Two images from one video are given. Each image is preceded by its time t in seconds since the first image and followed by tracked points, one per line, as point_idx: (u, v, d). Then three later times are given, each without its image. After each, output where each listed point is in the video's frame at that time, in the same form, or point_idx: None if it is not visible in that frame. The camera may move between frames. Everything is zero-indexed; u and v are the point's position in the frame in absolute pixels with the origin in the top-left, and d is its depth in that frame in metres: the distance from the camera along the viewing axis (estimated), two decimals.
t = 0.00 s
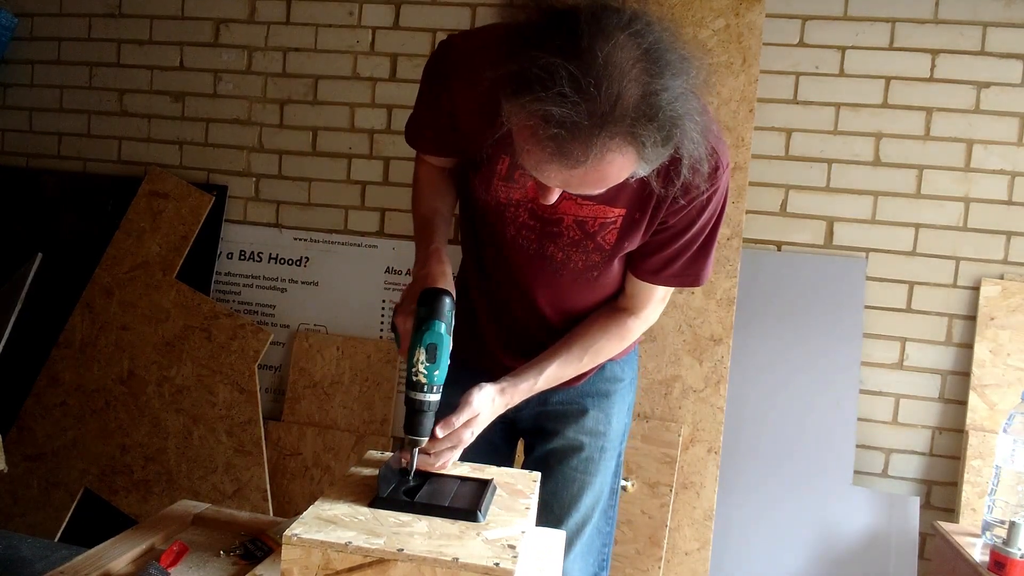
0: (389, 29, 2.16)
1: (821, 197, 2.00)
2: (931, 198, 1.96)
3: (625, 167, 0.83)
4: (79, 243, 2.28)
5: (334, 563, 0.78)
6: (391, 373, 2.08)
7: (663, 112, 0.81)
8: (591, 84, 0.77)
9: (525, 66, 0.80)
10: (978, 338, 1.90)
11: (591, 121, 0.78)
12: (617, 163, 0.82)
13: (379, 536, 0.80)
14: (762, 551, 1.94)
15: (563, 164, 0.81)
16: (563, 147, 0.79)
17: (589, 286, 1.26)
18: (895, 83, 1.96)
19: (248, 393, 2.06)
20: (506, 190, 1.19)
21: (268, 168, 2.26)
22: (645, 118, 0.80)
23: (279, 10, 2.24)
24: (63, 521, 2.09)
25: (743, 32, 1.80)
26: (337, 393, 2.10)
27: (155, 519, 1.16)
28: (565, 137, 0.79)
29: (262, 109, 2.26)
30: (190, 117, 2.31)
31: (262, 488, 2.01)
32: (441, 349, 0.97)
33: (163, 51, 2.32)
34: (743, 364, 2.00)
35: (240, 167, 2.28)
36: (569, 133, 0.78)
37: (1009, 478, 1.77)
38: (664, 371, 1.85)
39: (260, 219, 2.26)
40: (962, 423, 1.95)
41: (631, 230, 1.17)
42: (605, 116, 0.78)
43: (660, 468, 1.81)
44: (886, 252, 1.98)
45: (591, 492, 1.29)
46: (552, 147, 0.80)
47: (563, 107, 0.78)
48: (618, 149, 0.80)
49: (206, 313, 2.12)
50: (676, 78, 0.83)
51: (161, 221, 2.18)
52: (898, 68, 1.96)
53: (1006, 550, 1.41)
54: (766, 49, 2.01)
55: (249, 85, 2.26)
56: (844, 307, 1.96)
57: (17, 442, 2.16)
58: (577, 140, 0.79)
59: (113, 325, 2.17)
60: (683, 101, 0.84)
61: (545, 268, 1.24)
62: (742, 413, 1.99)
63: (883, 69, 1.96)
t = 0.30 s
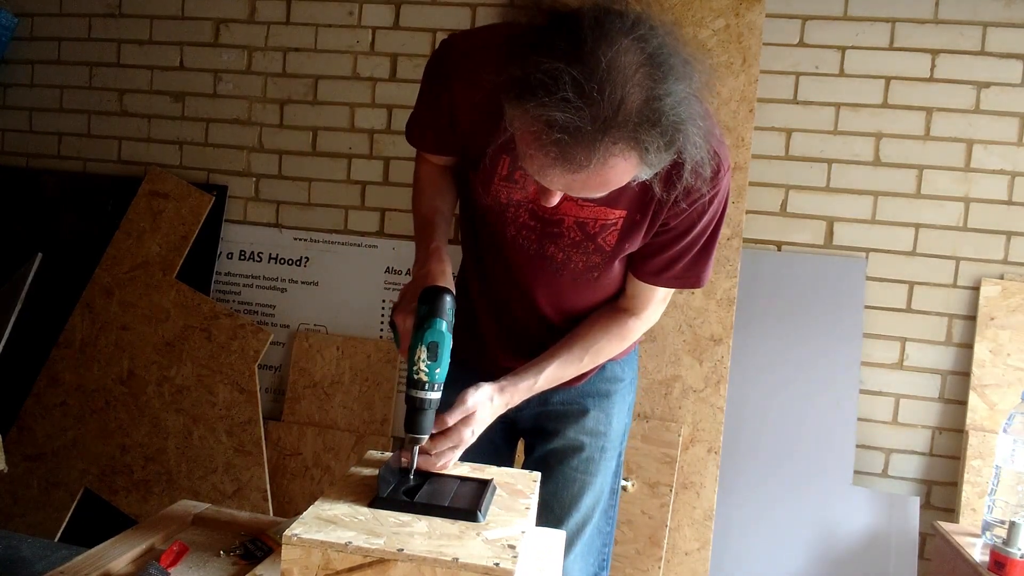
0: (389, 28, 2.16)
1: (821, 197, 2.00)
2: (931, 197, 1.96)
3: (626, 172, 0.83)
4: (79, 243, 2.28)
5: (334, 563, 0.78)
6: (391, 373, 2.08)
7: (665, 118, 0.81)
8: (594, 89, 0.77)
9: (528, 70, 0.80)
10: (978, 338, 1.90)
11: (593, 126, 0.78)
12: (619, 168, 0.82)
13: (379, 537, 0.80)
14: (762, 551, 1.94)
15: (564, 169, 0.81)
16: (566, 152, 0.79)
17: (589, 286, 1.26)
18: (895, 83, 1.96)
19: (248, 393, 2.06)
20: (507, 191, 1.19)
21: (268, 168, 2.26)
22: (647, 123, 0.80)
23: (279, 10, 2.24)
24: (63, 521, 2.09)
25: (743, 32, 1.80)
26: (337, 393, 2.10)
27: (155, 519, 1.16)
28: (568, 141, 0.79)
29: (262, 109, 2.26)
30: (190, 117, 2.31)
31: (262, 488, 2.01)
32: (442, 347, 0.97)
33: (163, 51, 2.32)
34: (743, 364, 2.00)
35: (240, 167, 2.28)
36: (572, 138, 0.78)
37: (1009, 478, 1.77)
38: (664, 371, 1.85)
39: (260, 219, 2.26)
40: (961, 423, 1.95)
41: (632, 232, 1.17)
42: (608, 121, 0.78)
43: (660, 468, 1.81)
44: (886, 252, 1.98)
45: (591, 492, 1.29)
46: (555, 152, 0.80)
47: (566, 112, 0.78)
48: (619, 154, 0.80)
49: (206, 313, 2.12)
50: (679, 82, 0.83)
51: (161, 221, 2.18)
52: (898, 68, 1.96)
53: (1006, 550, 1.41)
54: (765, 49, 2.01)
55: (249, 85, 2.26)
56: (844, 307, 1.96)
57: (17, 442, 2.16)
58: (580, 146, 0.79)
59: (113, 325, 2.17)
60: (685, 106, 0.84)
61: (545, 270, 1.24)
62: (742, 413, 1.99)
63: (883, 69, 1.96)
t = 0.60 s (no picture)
0: (389, 28, 2.16)
1: (821, 197, 2.00)
2: (930, 197, 1.96)
3: (622, 171, 0.83)
4: (79, 243, 2.28)
5: (334, 563, 0.78)
6: (391, 374, 2.08)
7: (661, 118, 0.81)
8: (589, 90, 0.77)
9: (524, 72, 0.80)
10: (977, 338, 1.90)
11: (588, 127, 0.78)
12: (614, 168, 0.82)
13: (379, 537, 0.80)
14: (762, 551, 1.94)
15: (560, 170, 0.81)
16: (562, 154, 0.80)
17: (588, 286, 1.26)
18: (895, 83, 1.96)
19: (248, 393, 2.06)
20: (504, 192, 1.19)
21: (268, 168, 2.26)
22: (642, 124, 0.80)
23: (279, 10, 2.24)
24: (63, 521, 2.08)
25: (743, 32, 1.80)
26: (337, 393, 2.10)
27: (155, 519, 1.16)
28: (563, 142, 0.79)
29: (262, 109, 2.26)
30: (190, 117, 2.31)
31: (262, 488, 2.01)
32: (441, 344, 0.97)
33: (163, 51, 2.32)
34: (743, 364, 2.00)
35: (240, 167, 2.28)
36: (567, 139, 0.78)
37: (1009, 478, 1.77)
38: (664, 371, 1.85)
39: (260, 219, 2.26)
40: (961, 423, 1.95)
41: (631, 232, 1.17)
42: (603, 122, 0.78)
43: (660, 468, 1.82)
44: (886, 252, 1.98)
45: (591, 492, 1.29)
46: (551, 153, 0.80)
47: (562, 114, 0.78)
48: (615, 154, 0.81)
49: (206, 313, 2.12)
50: (675, 82, 0.83)
51: (161, 221, 2.18)
52: (898, 68, 1.96)
53: (1006, 550, 1.41)
54: (765, 49, 2.01)
55: (249, 85, 2.26)
56: (844, 307, 1.96)
57: (16, 442, 2.16)
58: (575, 146, 0.79)
59: (113, 325, 2.17)
60: (681, 106, 0.84)
61: (544, 271, 1.24)
62: (742, 413, 1.99)
63: (883, 68, 1.96)
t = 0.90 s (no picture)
0: (389, 29, 2.16)
1: (821, 197, 2.00)
2: (931, 197, 1.96)
3: (611, 166, 0.84)
4: (79, 243, 2.28)
5: (334, 563, 0.78)
6: (392, 374, 2.08)
7: (649, 113, 0.81)
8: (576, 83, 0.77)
9: (512, 69, 0.81)
10: (978, 338, 1.90)
11: (576, 122, 0.78)
12: (604, 162, 0.82)
13: (379, 537, 0.80)
14: (762, 551, 1.94)
15: (549, 163, 0.82)
16: (551, 149, 0.80)
17: (582, 285, 1.26)
18: (895, 83, 1.96)
19: (248, 393, 2.06)
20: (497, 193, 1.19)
21: (268, 168, 2.26)
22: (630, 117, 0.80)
23: (279, 10, 2.24)
24: (63, 521, 2.08)
25: (743, 32, 1.80)
26: (337, 393, 2.10)
27: (155, 519, 1.15)
28: (551, 137, 0.79)
29: (262, 109, 2.26)
30: (190, 117, 2.31)
31: (262, 489, 2.01)
32: (441, 341, 0.97)
33: (163, 51, 2.32)
34: (743, 364, 2.00)
35: (240, 167, 2.28)
36: (555, 134, 0.79)
37: (1009, 478, 1.77)
38: (664, 371, 1.85)
39: (260, 219, 2.26)
40: (962, 423, 1.95)
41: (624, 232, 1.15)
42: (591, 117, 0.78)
43: (660, 468, 1.82)
44: (886, 252, 1.98)
45: (589, 491, 1.29)
46: (540, 148, 0.81)
47: (550, 110, 0.78)
48: (603, 148, 0.81)
49: (206, 313, 2.12)
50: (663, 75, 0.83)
51: (161, 221, 2.18)
52: (898, 69, 1.96)
53: (1006, 550, 1.41)
54: (765, 50, 2.01)
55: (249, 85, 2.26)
56: (844, 307, 1.96)
57: (16, 442, 2.16)
58: (564, 141, 0.79)
59: (113, 325, 2.17)
60: (670, 100, 0.83)
61: (539, 270, 1.24)
62: (742, 413, 1.99)
63: (883, 69, 1.96)
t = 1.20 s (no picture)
0: (389, 29, 2.16)
1: (821, 197, 2.00)
2: (931, 197, 1.96)
3: (597, 157, 0.83)
4: (79, 243, 2.28)
5: (334, 563, 0.78)
6: (392, 374, 2.08)
7: (632, 102, 0.81)
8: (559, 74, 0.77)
9: (497, 60, 0.81)
10: (978, 338, 1.90)
11: (559, 111, 0.78)
12: (590, 153, 0.82)
13: (379, 536, 0.80)
14: (762, 552, 1.94)
15: (535, 154, 0.82)
16: (535, 139, 0.80)
17: (577, 282, 1.25)
18: (895, 84, 1.96)
19: (248, 393, 2.06)
20: (492, 190, 1.20)
21: (268, 168, 2.26)
22: (613, 107, 0.79)
23: (280, 10, 2.24)
24: (63, 521, 2.08)
25: (743, 32, 1.80)
26: (337, 393, 2.10)
27: (155, 519, 1.15)
28: (536, 127, 0.79)
29: (262, 109, 2.26)
30: (190, 117, 2.31)
31: (262, 489, 2.01)
32: (440, 338, 0.97)
33: (163, 51, 2.32)
34: (743, 364, 2.00)
35: (240, 167, 2.28)
36: (538, 123, 0.79)
37: (1009, 479, 1.77)
38: (664, 371, 1.84)
39: (260, 219, 2.26)
40: (962, 423, 1.95)
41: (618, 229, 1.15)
42: (574, 105, 0.78)
43: (660, 468, 1.82)
44: (886, 252, 1.98)
45: (586, 490, 1.29)
46: (525, 138, 0.80)
47: (532, 99, 0.78)
48: (589, 138, 0.80)
49: (206, 313, 2.12)
50: (646, 65, 0.83)
51: (161, 221, 2.18)
52: (898, 69, 1.96)
53: (1006, 550, 1.41)
54: (765, 50, 2.01)
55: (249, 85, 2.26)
56: (844, 307, 1.96)
57: (17, 442, 2.16)
58: (549, 131, 0.79)
59: (113, 325, 2.17)
60: (653, 90, 0.83)
61: (533, 268, 1.24)
62: (742, 413, 1.99)
63: (883, 69, 1.96)
